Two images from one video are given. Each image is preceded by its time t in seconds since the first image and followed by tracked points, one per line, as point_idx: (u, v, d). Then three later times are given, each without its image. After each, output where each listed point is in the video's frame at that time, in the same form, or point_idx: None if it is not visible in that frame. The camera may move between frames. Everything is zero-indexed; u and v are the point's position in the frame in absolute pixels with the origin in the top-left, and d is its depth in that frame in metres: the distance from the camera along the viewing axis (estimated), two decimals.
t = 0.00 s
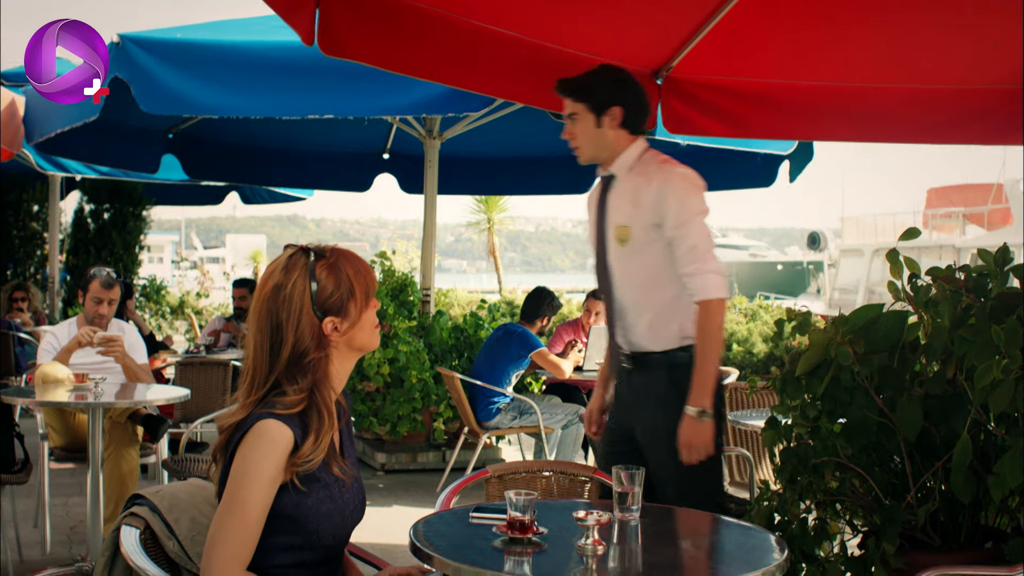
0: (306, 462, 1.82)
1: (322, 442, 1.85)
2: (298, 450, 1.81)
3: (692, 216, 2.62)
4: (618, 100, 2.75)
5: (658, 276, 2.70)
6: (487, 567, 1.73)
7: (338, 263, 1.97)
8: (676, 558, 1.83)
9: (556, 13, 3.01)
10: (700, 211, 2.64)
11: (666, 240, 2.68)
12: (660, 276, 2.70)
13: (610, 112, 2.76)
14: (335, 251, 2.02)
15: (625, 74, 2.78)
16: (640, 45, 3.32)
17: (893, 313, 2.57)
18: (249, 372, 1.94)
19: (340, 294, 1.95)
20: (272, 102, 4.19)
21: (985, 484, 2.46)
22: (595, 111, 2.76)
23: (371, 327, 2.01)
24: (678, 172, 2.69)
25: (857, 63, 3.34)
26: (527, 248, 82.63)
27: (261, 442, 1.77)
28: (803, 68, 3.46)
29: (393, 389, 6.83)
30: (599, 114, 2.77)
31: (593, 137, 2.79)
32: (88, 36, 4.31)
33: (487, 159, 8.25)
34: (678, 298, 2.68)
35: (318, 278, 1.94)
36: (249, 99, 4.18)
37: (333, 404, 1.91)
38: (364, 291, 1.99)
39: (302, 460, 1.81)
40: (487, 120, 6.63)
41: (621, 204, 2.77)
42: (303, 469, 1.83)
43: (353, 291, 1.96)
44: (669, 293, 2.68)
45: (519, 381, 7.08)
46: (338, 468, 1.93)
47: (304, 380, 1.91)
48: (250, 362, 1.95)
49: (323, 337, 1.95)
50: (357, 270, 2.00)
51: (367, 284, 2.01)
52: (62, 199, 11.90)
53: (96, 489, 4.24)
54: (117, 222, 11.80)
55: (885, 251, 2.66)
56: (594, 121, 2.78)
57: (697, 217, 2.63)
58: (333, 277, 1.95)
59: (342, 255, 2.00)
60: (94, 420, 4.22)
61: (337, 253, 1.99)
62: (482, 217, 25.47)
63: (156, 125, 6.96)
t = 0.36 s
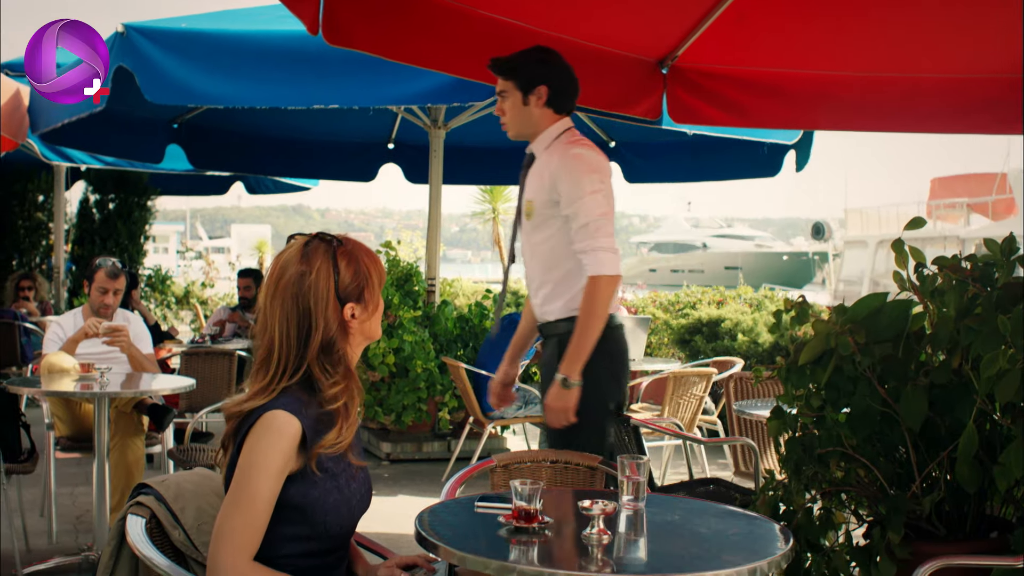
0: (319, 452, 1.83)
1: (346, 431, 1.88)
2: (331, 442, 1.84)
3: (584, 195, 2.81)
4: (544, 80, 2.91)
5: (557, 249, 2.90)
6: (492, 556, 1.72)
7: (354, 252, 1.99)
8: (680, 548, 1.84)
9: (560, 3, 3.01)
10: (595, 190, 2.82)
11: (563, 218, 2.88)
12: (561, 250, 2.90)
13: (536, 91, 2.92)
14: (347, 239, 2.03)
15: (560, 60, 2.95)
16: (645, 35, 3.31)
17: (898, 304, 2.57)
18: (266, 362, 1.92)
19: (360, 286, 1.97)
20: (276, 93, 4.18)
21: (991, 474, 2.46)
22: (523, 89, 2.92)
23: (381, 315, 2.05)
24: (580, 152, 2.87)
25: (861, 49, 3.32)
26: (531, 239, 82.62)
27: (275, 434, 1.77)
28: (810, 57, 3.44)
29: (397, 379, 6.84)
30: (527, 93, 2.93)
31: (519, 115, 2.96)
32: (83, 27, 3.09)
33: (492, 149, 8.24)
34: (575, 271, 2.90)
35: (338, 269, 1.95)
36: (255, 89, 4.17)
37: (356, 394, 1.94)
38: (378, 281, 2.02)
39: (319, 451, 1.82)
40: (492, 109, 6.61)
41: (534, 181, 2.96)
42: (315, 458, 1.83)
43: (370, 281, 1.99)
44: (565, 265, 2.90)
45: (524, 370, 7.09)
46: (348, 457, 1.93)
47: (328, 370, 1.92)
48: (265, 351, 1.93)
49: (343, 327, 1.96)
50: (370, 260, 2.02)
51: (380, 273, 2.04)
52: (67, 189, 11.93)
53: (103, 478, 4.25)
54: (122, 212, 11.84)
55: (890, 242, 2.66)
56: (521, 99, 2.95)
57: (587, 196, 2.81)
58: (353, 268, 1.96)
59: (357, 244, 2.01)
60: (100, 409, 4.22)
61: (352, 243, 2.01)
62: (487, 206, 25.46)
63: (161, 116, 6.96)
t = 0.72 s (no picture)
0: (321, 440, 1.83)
1: (345, 419, 1.88)
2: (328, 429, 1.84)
3: (493, 197, 2.82)
4: (462, 84, 2.87)
5: (471, 249, 2.90)
6: (498, 544, 1.72)
7: (367, 242, 1.99)
8: (686, 536, 1.84)
9: None
10: (506, 195, 2.84)
11: (474, 221, 2.88)
12: (474, 249, 2.90)
13: (453, 94, 2.88)
14: (362, 228, 2.03)
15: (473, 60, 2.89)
16: (651, 24, 3.29)
17: (905, 293, 2.56)
18: (273, 341, 1.93)
19: (370, 276, 1.97)
20: (283, 82, 4.20)
21: (997, 463, 2.47)
22: (440, 90, 2.88)
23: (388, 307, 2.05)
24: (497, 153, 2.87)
25: (867, 38, 3.30)
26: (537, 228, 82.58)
27: (277, 421, 1.77)
28: (817, 45, 3.41)
29: (403, 368, 6.85)
30: (444, 94, 2.89)
31: (434, 116, 2.92)
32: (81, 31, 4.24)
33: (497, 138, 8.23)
34: (488, 271, 2.89)
35: (351, 257, 1.95)
36: (261, 78, 4.16)
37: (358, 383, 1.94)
38: (388, 274, 2.02)
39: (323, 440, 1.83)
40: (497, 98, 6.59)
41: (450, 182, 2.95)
42: (316, 445, 1.84)
43: (381, 272, 1.99)
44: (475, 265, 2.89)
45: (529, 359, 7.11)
46: (350, 445, 1.93)
47: (332, 355, 1.93)
48: (273, 330, 1.94)
49: (350, 315, 1.96)
50: (383, 251, 2.02)
51: (391, 265, 2.04)
52: (73, 178, 11.95)
53: (109, 466, 4.26)
54: (128, 201, 11.87)
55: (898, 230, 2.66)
56: (438, 99, 2.90)
57: (496, 197, 2.82)
58: (365, 258, 1.96)
59: (372, 235, 2.01)
60: (106, 397, 4.23)
61: (367, 233, 2.01)
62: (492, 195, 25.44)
63: (166, 105, 6.96)
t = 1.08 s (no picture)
0: (324, 425, 1.83)
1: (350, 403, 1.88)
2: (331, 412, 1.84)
3: (368, 160, 3.14)
4: (324, 66, 3.17)
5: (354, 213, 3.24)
6: (500, 530, 1.72)
7: (373, 227, 1.98)
8: (688, 523, 1.83)
9: None
10: (378, 157, 3.15)
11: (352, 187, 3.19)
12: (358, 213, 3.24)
13: (317, 76, 3.18)
14: (367, 214, 2.03)
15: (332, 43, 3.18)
16: (655, 10, 3.28)
17: (908, 279, 2.56)
18: (278, 324, 1.93)
19: (375, 261, 1.97)
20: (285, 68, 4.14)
21: (999, 450, 2.47)
22: (305, 73, 3.18)
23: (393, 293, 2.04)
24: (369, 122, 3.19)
25: (871, 22, 3.30)
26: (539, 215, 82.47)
27: (279, 406, 1.77)
28: (822, 30, 3.39)
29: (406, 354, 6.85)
30: (308, 76, 3.19)
31: (302, 97, 3.22)
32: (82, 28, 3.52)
33: (500, 124, 8.20)
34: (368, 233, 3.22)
35: (356, 241, 1.94)
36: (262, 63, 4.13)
37: (362, 367, 1.94)
38: (393, 260, 2.01)
39: (325, 424, 1.83)
40: (499, 84, 6.56)
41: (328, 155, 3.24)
42: (318, 431, 1.83)
43: (386, 257, 1.99)
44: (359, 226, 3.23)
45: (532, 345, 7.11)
46: (353, 430, 1.92)
47: (336, 339, 1.92)
48: (278, 313, 1.94)
49: (353, 299, 1.96)
50: (389, 237, 2.02)
51: (396, 252, 2.03)
52: (75, 165, 11.93)
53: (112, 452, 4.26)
54: (130, 188, 11.86)
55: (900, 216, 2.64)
56: (303, 81, 3.19)
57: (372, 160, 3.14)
58: (370, 242, 1.96)
59: (377, 220, 2.01)
60: (110, 384, 4.24)
61: (373, 218, 2.01)
62: (495, 182, 25.38)
63: (168, 91, 6.94)
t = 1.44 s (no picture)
0: (322, 404, 1.82)
1: (348, 383, 1.87)
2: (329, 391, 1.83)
3: (262, 150, 3.14)
4: (209, 50, 3.13)
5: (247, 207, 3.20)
6: (499, 510, 1.72)
7: (371, 206, 1.97)
8: (688, 502, 1.83)
9: None
10: (276, 146, 3.17)
11: (249, 175, 3.18)
12: (252, 207, 3.21)
13: (203, 60, 3.14)
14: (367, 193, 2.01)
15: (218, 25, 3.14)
16: None
17: (910, 258, 2.58)
18: (277, 303, 1.92)
19: (374, 240, 1.95)
20: (285, 48, 4.09)
21: (999, 429, 2.49)
22: (191, 59, 3.15)
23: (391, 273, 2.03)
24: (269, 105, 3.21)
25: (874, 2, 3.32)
26: (540, 196, 82.29)
27: (278, 385, 1.77)
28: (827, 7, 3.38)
29: (406, 334, 6.84)
30: (195, 61, 3.16)
31: (195, 82, 3.19)
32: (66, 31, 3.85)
33: (501, 104, 8.17)
34: (264, 228, 3.21)
35: (354, 220, 1.93)
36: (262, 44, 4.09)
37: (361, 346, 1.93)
38: (392, 240, 2.00)
39: (323, 403, 1.82)
40: (500, 63, 6.52)
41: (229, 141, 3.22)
42: (317, 410, 1.83)
43: (384, 236, 1.97)
44: (253, 225, 3.20)
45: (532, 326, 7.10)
46: (353, 409, 1.92)
47: (334, 317, 1.92)
48: (277, 292, 1.93)
49: (352, 279, 1.95)
50: (388, 216, 2.00)
51: (395, 231, 2.02)
52: (75, 145, 11.89)
53: (113, 433, 4.26)
54: (130, 168, 11.84)
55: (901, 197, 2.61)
56: (192, 67, 3.17)
57: (265, 151, 3.15)
58: (369, 221, 1.95)
59: (377, 200, 2.00)
60: (110, 364, 4.24)
61: (372, 198, 1.99)
62: (495, 162, 25.28)
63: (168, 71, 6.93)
